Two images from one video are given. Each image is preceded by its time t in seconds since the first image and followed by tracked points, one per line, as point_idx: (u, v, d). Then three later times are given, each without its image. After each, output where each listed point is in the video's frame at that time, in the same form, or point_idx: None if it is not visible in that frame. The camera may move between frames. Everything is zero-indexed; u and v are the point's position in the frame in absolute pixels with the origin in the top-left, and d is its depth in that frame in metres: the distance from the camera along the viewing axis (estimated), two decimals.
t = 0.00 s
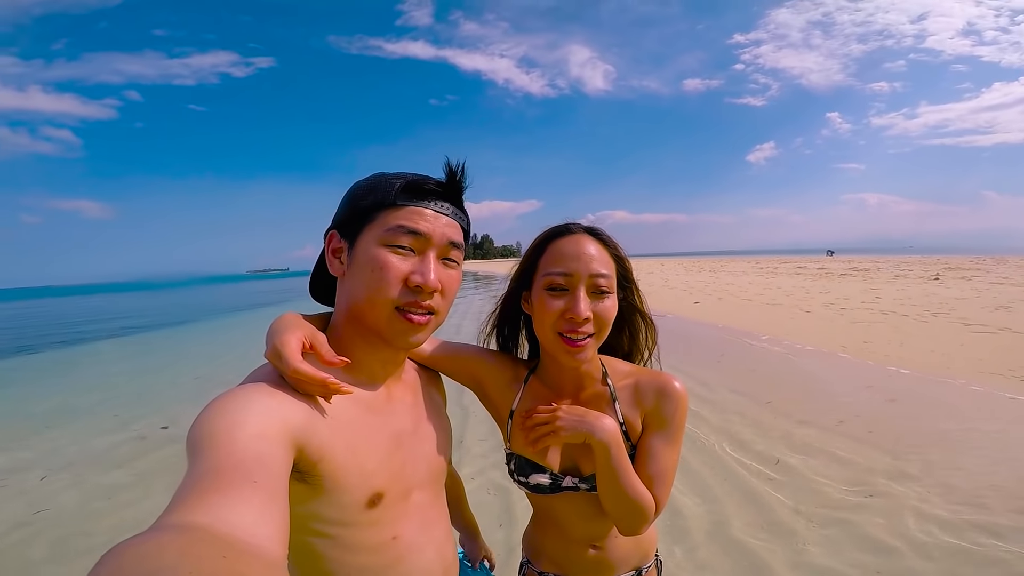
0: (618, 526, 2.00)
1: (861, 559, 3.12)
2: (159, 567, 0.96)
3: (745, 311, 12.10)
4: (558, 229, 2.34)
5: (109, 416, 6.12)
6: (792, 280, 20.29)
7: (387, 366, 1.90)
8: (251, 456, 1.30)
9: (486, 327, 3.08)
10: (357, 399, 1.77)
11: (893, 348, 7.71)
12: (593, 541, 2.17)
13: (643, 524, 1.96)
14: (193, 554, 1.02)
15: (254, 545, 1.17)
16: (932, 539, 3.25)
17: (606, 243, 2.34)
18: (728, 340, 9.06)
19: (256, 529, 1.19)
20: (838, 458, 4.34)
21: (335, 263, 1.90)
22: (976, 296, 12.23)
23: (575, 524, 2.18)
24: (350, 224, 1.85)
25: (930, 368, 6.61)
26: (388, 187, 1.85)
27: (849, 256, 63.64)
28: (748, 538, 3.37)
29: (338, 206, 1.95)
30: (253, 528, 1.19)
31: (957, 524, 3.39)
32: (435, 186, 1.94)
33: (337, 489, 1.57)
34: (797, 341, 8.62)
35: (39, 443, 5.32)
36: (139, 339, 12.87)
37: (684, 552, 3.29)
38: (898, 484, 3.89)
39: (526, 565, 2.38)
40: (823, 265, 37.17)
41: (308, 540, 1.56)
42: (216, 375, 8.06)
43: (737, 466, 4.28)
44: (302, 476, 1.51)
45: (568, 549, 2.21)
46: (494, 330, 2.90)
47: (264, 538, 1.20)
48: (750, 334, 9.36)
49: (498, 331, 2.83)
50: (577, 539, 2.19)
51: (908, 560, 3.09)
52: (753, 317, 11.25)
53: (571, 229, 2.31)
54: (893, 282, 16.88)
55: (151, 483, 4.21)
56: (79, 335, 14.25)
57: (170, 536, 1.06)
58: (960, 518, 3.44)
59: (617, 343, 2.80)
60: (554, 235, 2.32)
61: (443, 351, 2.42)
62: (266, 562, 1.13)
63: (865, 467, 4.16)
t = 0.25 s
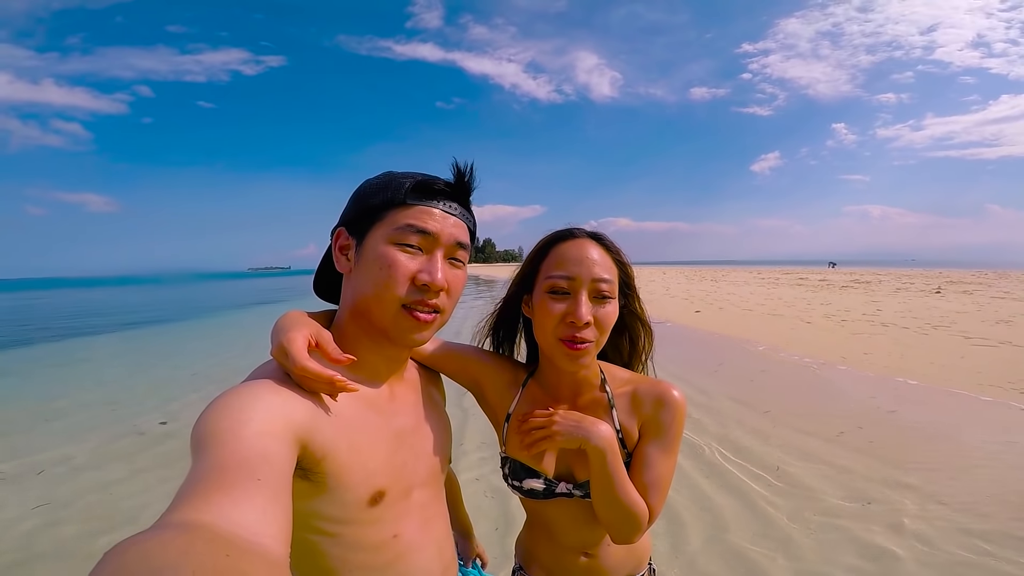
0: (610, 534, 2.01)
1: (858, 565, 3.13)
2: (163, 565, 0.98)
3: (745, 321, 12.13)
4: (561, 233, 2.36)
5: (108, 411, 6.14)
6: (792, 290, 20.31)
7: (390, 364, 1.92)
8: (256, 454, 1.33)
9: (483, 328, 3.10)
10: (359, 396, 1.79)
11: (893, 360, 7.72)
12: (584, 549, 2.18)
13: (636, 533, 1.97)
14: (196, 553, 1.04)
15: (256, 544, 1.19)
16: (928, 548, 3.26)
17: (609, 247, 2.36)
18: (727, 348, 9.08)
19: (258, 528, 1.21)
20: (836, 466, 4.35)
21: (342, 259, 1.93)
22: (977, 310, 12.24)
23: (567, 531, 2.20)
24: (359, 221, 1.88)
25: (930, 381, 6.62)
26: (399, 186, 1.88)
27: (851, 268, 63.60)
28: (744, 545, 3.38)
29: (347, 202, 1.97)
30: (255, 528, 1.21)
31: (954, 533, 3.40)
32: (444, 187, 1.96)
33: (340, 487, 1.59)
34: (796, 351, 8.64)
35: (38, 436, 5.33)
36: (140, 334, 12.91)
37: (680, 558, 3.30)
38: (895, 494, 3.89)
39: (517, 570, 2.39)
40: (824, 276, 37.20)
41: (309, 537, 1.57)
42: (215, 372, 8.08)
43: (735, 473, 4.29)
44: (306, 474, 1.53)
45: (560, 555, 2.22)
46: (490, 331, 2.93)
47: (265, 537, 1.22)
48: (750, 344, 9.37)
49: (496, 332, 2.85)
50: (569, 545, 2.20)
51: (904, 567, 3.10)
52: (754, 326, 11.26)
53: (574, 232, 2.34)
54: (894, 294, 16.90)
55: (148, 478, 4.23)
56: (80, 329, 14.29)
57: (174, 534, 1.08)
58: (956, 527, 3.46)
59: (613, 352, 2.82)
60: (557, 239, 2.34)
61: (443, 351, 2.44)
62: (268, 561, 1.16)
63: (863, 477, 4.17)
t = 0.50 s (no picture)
0: (613, 536, 2.00)
1: (865, 561, 3.13)
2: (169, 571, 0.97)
3: (746, 318, 12.11)
4: (560, 231, 2.35)
5: (110, 417, 6.13)
6: (792, 287, 20.30)
7: (394, 365, 1.92)
8: (261, 457, 1.32)
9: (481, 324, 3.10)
10: (363, 397, 1.79)
11: (894, 356, 7.71)
12: (587, 551, 2.17)
13: (639, 535, 1.97)
14: (201, 557, 1.04)
15: (262, 548, 1.18)
16: (934, 543, 3.26)
17: (608, 246, 2.35)
18: (729, 346, 9.07)
19: (264, 533, 1.21)
20: (840, 462, 4.34)
21: (343, 261, 1.92)
22: (977, 305, 12.24)
23: (569, 534, 2.19)
24: (359, 222, 1.87)
25: (932, 376, 6.62)
26: (399, 186, 1.87)
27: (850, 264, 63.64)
28: (749, 542, 3.38)
29: (348, 204, 1.97)
30: (260, 532, 1.20)
31: (959, 528, 3.39)
32: (444, 186, 1.96)
33: (347, 488, 1.59)
34: (797, 348, 8.63)
35: (40, 443, 5.33)
36: (141, 340, 12.90)
37: (685, 556, 3.29)
38: (900, 489, 3.89)
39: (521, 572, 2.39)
40: (824, 272, 37.23)
41: (317, 539, 1.57)
42: (216, 377, 8.07)
43: (738, 470, 4.28)
44: (312, 476, 1.53)
45: (563, 558, 2.22)
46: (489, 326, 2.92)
47: (271, 542, 1.22)
48: (752, 341, 9.37)
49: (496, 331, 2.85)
50: (572, 548, 2.19)
51: (910, 561, 3.10)
52: (755, 324, 11.26)
53: (574, 230, 2.33)
54: (894, 290, 16.87)
55: (151, 483, 4.22)
56: (81, 336, 14.29)
57: (179, 539, 1.07)
58: (961, 521, 3.46)
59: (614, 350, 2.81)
60: (557, 237, 2.33)
61: (444, 352, 2.44)
62: (274, 565, 1.15)
63: (867, 472, 4.16)
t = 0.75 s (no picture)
0: (616, 537, 1.99)
1: (869, 558, 3.12)
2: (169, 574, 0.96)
3: (747, 316, 12.12)
4: (560, 230, 2.34)
5: (112, 420, 6.13)
6: (793, 284, 20.30)
7: (399, 367, 1.92)
8: (262, 459, 1.31)
9: (488, 326, 3.09)
10: (365, 398, 1.78)
11: (896, 351, 7.71)
12: (590, 553, 2.17)
13: (643, 537, 1.96)
14: (201, 558, 1.03)
15: (262, 550, 1.17)
16: (937, 538, 3.25)
17: (609, 245, 2.35)
18: (730, 343, 9.08)
19: (264, 535, 1.20)
20: (842, 458, 4.34)
21: (353, 266, 1.86)
22: (978, 299, 12.24)
23: (571, 535, 2.18)
24: (371, 226, 1.83)
25: (934, 371, 6.62)
26: (414, 191, 1.84)
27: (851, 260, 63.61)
28: (753, 539, 3.37)
29: (353, 205, 1.88)
30: (260, 535, 1.19)
31: (963, 523, 3.39)
32: (454, 189, 1.95)
33: (349, 490, 1.58)
34: (798, 345, 8.63)
35: (42, 447, 5.33)
36: (141, 344, 12.91)
37: (688, 555, 3.28)
38: (903, 485, 3.88)
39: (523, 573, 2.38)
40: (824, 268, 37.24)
41: (320, 540, 1.56)
42: (217, 380, 8.07)
43: (741, 468, 4.28)
44: (313, 477, 1.52)
45: (565, 559, 2.21)
46: (495, 330, 2.91)
47: (272, 544, 1.21)
48: (753, 338, 9.36)
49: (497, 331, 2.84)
50: (575, 549, 2.19)
51: (914, 556, 3.10)
52: (755, 321, 11.26)
53: (574, 230, 2.32)
54: (895, 285, 16.86)
55: (153, 487, 4.22)
56: (82, 340, 14.31)
57: (180, 541, 1.06)
58: (964, 516, 3.46)
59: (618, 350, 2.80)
60: (557, 237, 2.33)
61: (446, 352, 2.43)
62: (274, 567, 1.14)
63: (871, 468, 4.16)
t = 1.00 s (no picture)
0: (621, 534, 1.98)
1: (872, 555, 3.11)
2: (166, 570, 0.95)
3: (745, 315, 12.13)
4: (561, 226, 2.34)
5: (111, 423, 6.12)
6: (791, 283, 20.33)
7: (400, 364, 1.92)
8: (262, 455, 1.30)
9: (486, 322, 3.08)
10: (365, 395, 1.77)
11: (895, 349, 7.72)
12: (594, 550, 2.16)
13: (648, 533, 1.95)
14: (200, 555, 1.02)
15: (261, 547, 1.16)
16: (939, 534, 3.25)
17: (609, 239, 2.34)
18: (729, 342, 9.08)
19: (263, 532, 1.19)
20: (843, 456, 4.33)
21: (354, 265, 1.83)
22: (976, 296, 12.26)
23: (576, 532, 2.17)
24: (373, 225, 1.79)
25: (933, 368, 6.62)
26: (420, 191, 1.82)
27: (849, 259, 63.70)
28: (755, 538, 3.36)
29: (354, 202, 1.83)
30: (260, 532, 1.18)
31: (965, 519, 3.38)
32: (457, 190, 1.94)
33: (349, 487, 1.57)
34: (797, 343, 8.64)
35: (41, 449, 5.32)
36: (140, 347, 12.89)
37: (691, 554, 3.27)
38: (905, 482, 3.88)
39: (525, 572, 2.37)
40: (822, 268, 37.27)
41: (320, 538, 1.55)
42: (217, 382, 8.06)
43: (742, 466, 4.27)
44: (313, 474, 1.51)
45: (570, 556, 2.20)
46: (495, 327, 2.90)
47: (271, 541, 1.20)
48: (752, 337, 9.37)
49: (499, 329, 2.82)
50: (578, 546, 2.17)
51: (917, 553, 3.09)
52: (754, 321, 11.27)
53: (574, 226, 2.31)
54: (893, 283, 16.89)
55: (153, 488, 4.20)
56: (81, 344, 14.29)
57: (178, 538, 1.05)
58: (966, 513, 3.45)
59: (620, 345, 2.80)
60: (557, 232, 2.32)
61: (447, 350, 2.42)
62: (273, 563, 1.13)
63: (872, 465, 4.15)
